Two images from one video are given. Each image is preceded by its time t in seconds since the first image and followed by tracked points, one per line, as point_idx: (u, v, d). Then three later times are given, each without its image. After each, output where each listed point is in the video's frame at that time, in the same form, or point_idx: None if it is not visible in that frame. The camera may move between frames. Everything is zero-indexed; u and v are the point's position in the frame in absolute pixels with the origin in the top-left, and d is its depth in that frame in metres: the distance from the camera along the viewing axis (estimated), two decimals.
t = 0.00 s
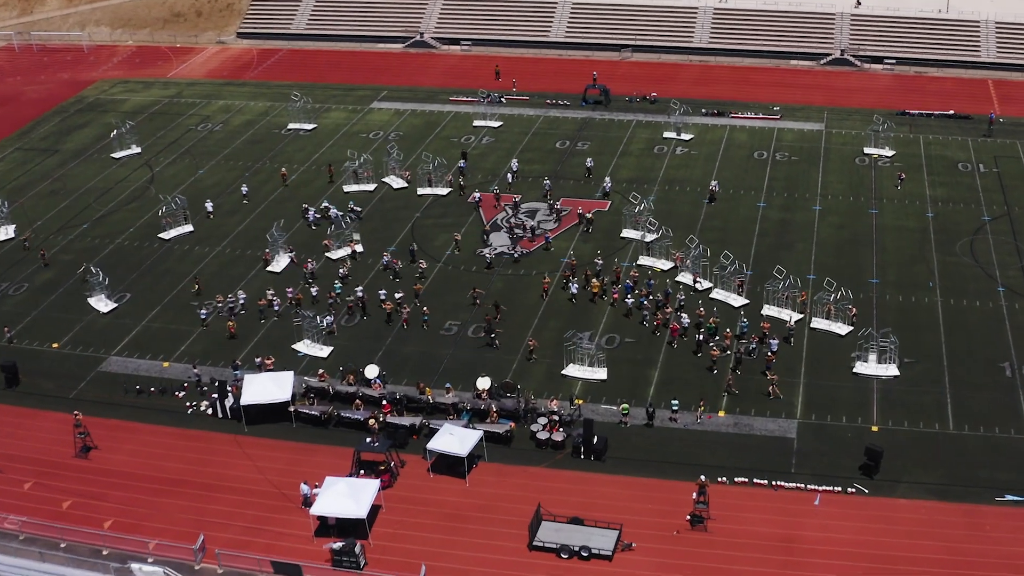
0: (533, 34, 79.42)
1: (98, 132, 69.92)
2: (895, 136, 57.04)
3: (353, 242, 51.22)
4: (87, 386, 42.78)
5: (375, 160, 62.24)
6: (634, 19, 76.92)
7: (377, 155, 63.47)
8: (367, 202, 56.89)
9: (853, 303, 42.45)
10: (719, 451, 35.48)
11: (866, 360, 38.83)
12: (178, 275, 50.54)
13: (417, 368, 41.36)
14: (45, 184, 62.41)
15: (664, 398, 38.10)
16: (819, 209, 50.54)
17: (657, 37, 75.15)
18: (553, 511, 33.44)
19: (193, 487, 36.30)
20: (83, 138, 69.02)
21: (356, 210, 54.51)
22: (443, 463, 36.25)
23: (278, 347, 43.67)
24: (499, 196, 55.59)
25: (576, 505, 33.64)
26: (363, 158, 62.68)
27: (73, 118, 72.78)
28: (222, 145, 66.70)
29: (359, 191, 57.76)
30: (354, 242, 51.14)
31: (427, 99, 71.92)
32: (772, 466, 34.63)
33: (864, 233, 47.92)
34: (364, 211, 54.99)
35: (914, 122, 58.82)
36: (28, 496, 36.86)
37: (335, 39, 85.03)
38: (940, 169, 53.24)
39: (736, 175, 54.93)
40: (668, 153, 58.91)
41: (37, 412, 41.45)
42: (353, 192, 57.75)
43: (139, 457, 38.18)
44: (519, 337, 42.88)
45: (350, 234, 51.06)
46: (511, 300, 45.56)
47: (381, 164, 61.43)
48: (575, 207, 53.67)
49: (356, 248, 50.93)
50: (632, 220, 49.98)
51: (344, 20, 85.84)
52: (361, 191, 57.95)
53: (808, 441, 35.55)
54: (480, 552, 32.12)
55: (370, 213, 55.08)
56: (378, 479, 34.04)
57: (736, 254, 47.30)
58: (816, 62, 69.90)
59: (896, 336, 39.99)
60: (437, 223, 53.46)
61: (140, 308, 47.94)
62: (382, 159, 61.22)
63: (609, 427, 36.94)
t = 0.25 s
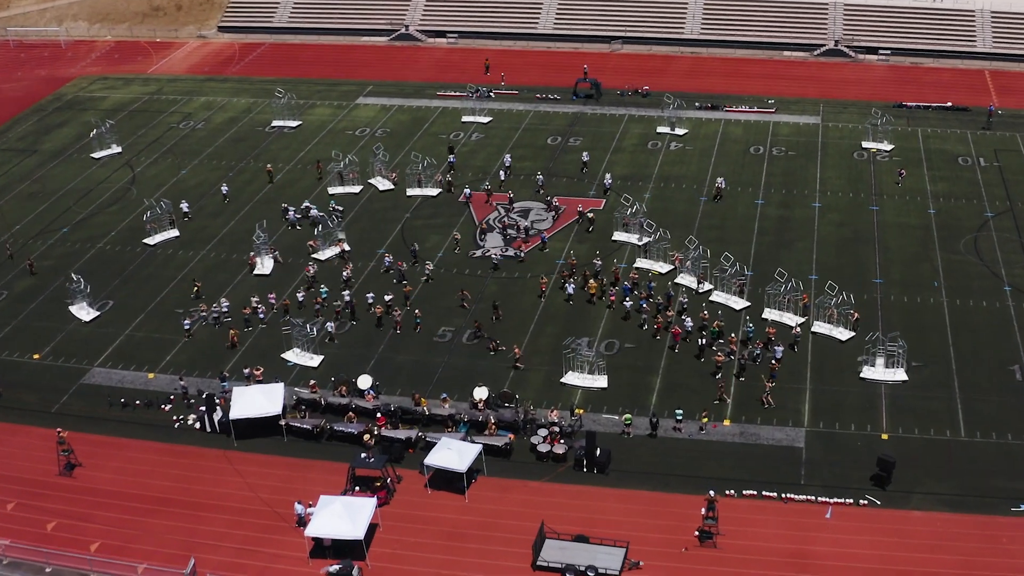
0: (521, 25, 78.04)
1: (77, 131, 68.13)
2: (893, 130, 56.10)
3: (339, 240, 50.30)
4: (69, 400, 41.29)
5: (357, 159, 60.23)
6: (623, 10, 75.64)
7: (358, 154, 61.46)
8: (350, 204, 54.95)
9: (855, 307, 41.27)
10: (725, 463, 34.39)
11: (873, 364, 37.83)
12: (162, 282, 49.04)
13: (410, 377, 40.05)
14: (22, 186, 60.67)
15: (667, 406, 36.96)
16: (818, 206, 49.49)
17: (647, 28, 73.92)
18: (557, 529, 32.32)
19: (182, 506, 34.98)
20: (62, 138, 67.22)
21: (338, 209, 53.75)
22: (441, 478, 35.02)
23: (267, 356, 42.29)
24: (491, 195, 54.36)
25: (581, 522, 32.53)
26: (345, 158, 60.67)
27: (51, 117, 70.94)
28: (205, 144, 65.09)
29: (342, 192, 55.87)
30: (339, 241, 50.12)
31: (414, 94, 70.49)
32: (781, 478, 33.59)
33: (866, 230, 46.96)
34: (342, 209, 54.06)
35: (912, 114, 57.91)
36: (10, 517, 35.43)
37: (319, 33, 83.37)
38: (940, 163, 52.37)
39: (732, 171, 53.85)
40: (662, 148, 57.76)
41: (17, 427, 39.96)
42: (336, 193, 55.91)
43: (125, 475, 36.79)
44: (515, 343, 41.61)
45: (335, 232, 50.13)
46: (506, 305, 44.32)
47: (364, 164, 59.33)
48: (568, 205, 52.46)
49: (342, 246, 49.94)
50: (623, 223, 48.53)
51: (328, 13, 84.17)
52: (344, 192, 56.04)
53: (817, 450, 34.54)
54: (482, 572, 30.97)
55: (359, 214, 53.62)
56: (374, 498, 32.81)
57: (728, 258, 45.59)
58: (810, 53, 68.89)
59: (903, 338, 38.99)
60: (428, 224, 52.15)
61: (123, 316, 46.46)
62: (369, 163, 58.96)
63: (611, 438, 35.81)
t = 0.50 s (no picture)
0: (510, 19, 76.83)
1: (59, 131, 66.59)
2: (892, 124, 55.26)
3: (325, 241, 49.47)
4: (54, 413, 40.03)
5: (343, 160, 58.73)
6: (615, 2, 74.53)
7: (344, 157, 59.74)
8: (337, 207, 53.54)
9: (857, 311, 40.23)
10: (730, 474, 33.49)
11: (880, 369, 36.97)
12: (148, 288, 47.77)
13: (405, 386, 38.93)
14: (3, 188, 59.17)
15: (671, 415, 36.00)
16: (819, 204, 48.60)
17: (639, 21, 72.85)
18: (560, 546, 31.33)
19: (174, 525, 33.87)
20: (43, 138, 65.70)
21: (320, 209, 52.48)
22: (439, 493, 34.01)
23: (257, 365, 41.12)
24: (485, 195, 53.33)
25: (586, 537, 31.59)
26: (331, 160, 59.05)
27: (32, 116, 69.36)
28: (190, 143, 63.70)
29: (329, 195, 54.41)
30: (325, 241, 49.22)
31: (403, 89, 69.25)
32: (790, 489, 32.73)
33: (868, 228, 46.12)
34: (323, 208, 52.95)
35: (910, 108, 57.11)
36: None
37: (304, 27, 81.95)
38: (940, 159, 51.58)
39: (730, 168, 52.93)
40: (657, 144, 56.76)
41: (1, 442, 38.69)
42: (323, 196, 54.46)
43: (113, 492, 35.63)
44: (512, 349, 40.54)
45: (321, 232, 49.26)
46: (502, 309, 43.26)
47: (351, 166, 57.85)
48: (563, 203, 51.40)
49: (329, 247, 49.06)
50: (616, 226, 47.25)
51: (313, 7, 82.73)
52: (331, 195, 54.56)
53: (826, 460, 33.69)
54: None
55: (350, 216, 52.42)
56: (372, 515, 31.77)
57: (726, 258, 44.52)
58: (805, 45, 67.99)
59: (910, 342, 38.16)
60: (420, 225, 51.03)
61: (109, 324, 45.21)
62: (356, 166, 57.55)
63: (614, 448, 34.86)
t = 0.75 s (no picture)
0: (498, 11, 75.44)
1: (36, 132, 64.83)
2: (891, 118, 54.32)
3: (309, 241, 48.44)
4: (36, 430, 38.61)
5: (329, 162, 57.16)
6: None
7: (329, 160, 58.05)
8: (323, 211, 51.97)
9: (863, 316, 39.26)
10: (739, 488, 32.48)
11: (888, 376, 36.05)
12: (131, 297, 46.32)
13: (399, 398, 37.71)
14: None
15: (675, 426, 34.95)
16: (818, 202, 47.59)
17: (629, 13, 71.64)
18: (566, 566, 30.26)
19: (163, 548, 32.62)
20: (20, 138, 63.96)
21: (299, 211, 50.88)
22: (438, 511, 32.83)
23: (246, 377, 39.81)
24: (477, 195, 52.13)
25: (592, 557, 30.52)
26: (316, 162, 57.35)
27: (8, 116, 67.54)
28: (172, 143, 62.11)
29: (314, 199, 52.70)
30: (309, 243, 48.22)
31: (390, 85, 67.84)
32: (800, 504, 31.78)
33: (870, 227, 45.17)
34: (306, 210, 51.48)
35: (908, 102, 56.23)
36: None
37: (287, 21, 80.31)
38: (940, 153, 50.73)
39: (726, 165, 51.88)
40: (651, 141, 55.62)
41: None
42: (307, 200, 52.72)
43: (99, 514, 34.31)
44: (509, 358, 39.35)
45: (305, 234, 48.24)
46: (497, 314, 42.08)
47: (337, 170, 56.16)
48: (556, 201, 50.08)
49: (314, 248, 48.01)
50: (609, 230, 45.96)
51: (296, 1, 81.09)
52: (317, 199, 52.87)
53: (837, 472, 32.76)
54: None
55: (338, 218, 51.08)
56: (370, 538, 30.58)
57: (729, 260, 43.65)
58: (798, 37, 66.98)
59: (919, 346, 37.28)
60: (411, 227, 49.76)
61: (92, 336, 43.76)
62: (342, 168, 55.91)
63: (617, 462, 33.77)
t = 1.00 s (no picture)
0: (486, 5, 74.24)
1: (16, 132, 63.30)
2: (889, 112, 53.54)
3: (294, 242, 47.71)
4: (20, 445, 37.37)
5: (318, 163, 55.99)
6: None
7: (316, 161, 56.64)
8: (310, 214, 50.54)
9: (869, 320, 38.47)
10: (748, 500, 31.63)
11: (896, 381, 35.28)
12: (116, 304, 45.07)
13: (395, 410, 36.68)
14: None
15: (680, 436, 34.04)
16: (819, 200, 46.75)
17: (620, 6, 70.60)
18: None
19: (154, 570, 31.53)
20: None
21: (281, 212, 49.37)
22: (439, 529, 31.85)
23: (237, 388, 38.67)
24: (469, 195, 51.11)
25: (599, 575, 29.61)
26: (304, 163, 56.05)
27: None
28: (156, 143, 60.73)
29: (300, 203, 51.19)
30: (294, 244, 47.50)
31: (378, 81, 66.60)
32: (810, 516, 30.93)
33: (872, 226, 44.38)
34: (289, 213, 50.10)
35: (906, 95, 55.45)
36: None
37: (272, 16, 78.89)
38: (940, 149, 50.01)
39: (723, 162, 50.99)
40: (646, 137, 54.67)
41: None
42: (294, 204, 51.19)
43: (88, 535, 33.18)
44: (508, 365, 38.33)
45: (289, 235, 47.46)
46: (494, 319, 41.06)
47: (323, 173, 54.69)
48: (551, 202, 49.11)
49: (299, 249, 47.33)
50: (602, 233, 44.78)
51: None
52: (303, 203, 51.42)
53: (847, 483, 31.95)
54: None
55: (328, 220, 49.90)
56: (370, 558, 29.58)
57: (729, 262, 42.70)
58: (793, 29, 66.10)
59: (927, 350, 36.40)
60: (403, 230, 48.65)
61: (77, 346, 42.52)
62: (329, 172, 54.54)
63: (622, 474, 32.84)
